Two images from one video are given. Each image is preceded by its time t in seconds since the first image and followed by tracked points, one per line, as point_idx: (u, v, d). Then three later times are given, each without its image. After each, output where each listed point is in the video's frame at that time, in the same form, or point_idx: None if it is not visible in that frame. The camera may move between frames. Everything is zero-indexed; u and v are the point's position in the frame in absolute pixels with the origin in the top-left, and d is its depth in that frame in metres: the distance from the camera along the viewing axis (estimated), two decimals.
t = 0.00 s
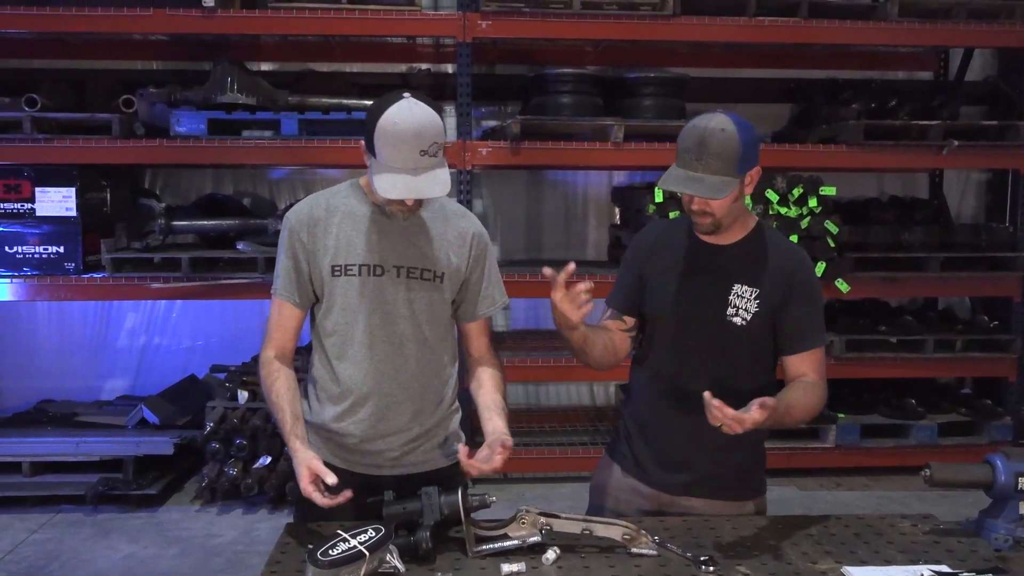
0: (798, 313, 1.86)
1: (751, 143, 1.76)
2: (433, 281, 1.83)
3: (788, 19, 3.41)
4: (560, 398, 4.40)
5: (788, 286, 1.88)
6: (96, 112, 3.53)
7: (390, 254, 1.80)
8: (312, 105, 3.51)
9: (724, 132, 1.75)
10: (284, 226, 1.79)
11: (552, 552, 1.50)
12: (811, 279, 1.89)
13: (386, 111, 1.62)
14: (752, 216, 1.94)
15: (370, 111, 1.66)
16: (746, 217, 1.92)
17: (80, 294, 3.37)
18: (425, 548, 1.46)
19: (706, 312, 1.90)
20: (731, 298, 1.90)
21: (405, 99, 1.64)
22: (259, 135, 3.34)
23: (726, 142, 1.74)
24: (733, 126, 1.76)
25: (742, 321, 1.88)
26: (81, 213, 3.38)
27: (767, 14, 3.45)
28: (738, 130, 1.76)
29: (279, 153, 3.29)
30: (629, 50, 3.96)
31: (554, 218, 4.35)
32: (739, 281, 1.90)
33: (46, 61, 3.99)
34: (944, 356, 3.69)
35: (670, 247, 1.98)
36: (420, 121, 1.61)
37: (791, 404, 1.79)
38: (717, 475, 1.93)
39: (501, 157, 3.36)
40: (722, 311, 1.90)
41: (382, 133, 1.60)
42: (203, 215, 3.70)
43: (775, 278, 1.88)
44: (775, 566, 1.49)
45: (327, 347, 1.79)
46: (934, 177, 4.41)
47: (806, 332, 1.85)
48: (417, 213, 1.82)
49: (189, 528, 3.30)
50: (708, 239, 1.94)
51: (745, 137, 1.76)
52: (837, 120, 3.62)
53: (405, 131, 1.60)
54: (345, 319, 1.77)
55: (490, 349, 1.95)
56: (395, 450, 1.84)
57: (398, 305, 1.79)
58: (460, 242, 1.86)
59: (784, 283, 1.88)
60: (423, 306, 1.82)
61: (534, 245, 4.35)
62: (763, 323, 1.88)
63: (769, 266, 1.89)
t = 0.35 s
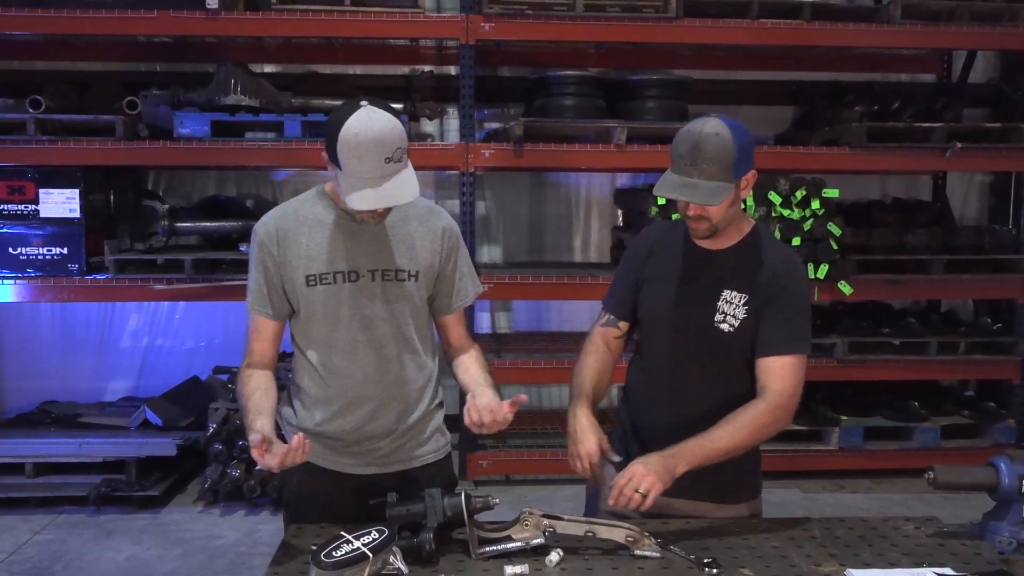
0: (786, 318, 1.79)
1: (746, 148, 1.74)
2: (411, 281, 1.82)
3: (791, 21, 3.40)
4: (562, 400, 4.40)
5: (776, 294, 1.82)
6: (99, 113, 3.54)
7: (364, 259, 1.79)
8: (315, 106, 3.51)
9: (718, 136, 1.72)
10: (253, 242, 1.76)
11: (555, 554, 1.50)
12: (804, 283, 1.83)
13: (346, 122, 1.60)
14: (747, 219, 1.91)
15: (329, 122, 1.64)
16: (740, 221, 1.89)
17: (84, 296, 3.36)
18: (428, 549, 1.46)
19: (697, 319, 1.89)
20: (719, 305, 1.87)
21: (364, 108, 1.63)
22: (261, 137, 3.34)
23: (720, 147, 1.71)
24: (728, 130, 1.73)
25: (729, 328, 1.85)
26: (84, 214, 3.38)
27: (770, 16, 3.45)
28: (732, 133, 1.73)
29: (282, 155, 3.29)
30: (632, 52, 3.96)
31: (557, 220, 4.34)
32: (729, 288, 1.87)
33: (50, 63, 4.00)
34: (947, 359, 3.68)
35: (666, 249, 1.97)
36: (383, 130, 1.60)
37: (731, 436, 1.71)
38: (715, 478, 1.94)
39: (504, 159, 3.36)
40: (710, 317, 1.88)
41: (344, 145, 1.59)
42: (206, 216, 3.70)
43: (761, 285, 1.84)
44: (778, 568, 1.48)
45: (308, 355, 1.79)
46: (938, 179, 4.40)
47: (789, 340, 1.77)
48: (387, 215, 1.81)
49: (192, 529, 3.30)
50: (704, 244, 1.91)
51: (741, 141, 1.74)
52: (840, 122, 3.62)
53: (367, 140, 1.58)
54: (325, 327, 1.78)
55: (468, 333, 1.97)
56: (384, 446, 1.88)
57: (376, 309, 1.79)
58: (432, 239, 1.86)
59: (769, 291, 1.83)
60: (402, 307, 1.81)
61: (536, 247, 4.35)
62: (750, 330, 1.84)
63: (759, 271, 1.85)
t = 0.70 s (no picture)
0: (744, 311, 1.78)
1: (689, 144, 1.73)
2: (404, 281, 1.83)
3: (795, 22, 3.40)
4: (567, 401, 4.40)
5: (737, 288, 1.81)
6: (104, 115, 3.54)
7: (357, 261, 1.79)
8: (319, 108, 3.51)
9: (658, 134, 1.72)
10: (244, 251, 1.73)
11: (560, 555, 1.49)
12: (763, 275, 1.82)
13: (331, 120, 1.61)
14: (703, 217, 1.90)
15: (312, 122, 1.64)
16: (696, 218, 1.89)
17: (90, 297, 3.36)
18: (434, 550, 1.47)
19: (657, 318, 1.89)
20: (680, 303, 1.86)
21: (345, 105, 1.64)
22: (266, 139, 3.35)
23: (660, 145, 1.71)
24: (668, 128, 1.73)
25: (691, 325, 1.85)
26: (90, 216, 3.39)
27: (774, 16, 3.45)
28: (672, 130, 1.73)
29: (287, 157, 3.30)
30: (636, 53, 3.96)
31: (561, 221, 4.34)
32: (688, 286, 1.86)
33: (55, 65, 4.01)
34: (953, 359, 3.67)
35: (622, 250, 1.97)
36: (367, 124, 1.62)
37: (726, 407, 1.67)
38: (693, 481, 1.91)
39: (508, 160, 3.35)
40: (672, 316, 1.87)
41: (331, 141, 1.59)
42: (210, 218, 3.71)
43: (719, 280, 1.83)
44: (784, 569, 1.48)
45: (302, 360, 1.77)
46: (943, 180, 4.39)
47: (753, 333, 1.76)
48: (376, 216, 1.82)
49: (198, 530, 3.30)
50: (660, 244, 1.91)
51: (681, 137, 1.73)
52: (844, 122, 3.61)
53: (353, 135, 1.59)
54: (321, 331, 1.77)
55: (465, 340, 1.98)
56: (381, 450, 1.86)
57: (372, 310, 1.79)
58: (421, 239, 1.87)
59: (726, 286, 1.82)
60: (398, 308, 1.82)
61: (541, 249, 4.36)
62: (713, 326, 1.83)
63: (714, 267, 1.85)
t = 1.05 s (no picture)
0: (730, 295, 1.86)
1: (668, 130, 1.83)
2: (433, 281, 1.83)
3: (806, 21, 3.39)
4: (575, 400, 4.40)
5: (717, 273, 1.88)
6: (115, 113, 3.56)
7: (388, 259, 1.78)
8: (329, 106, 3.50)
9: (647, 112, 1.80)
10: (276, 242, 1.71)
11: (569, 553, 1.49)
12: (739, 259, 1.90)
13: (373, 110, 1.60)
14: (670, 211, 1.95)
15: (353, 112, 1.63)
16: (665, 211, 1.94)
17: (100, 294, 3.37)
18: (443, 548, 1.46)
19: (640, 313, 1.90)
20: (663, 296, 1.89)
21: (388, 97, 1.63)
22: (276, 137, 3.35)
23: (652, 121, 1.79)
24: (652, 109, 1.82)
25: (678, 315, 1.87)
26: (100, 213, 3.40)
27: (785, 15, 3.44)
28: (654, 112, 1.83)
29: (297, 154, 3.30)
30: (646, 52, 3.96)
31: (570, 220, 4.34)
32: (668, 278, 1.89)
33: (66, 62, 4.02)
34: (964, 360, 3.66)
35: (585, 252, 1.97)
36: (410, 117, 1.61)
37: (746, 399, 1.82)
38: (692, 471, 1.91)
39: (518, 158, 3.35)
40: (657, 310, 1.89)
41: (373, 132, 1.58)
42: (220, 215, 3.72)
43: (700, 268, 1.88)
44: (794, 569, 1.48)
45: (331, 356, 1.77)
46: (954, 179, 4.37)
47: (743, 314, 1.85)
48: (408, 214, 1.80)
49: (207, 526, 3.31)
50: (628, 237, 1.94)
51: (662, 120, 1.83)
52: (855, 122, 3.60)
53: (396, 127, 1.58)
54: (350, 328, 1.76)
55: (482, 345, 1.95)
56: (403, 451, 1.88)
57: (400, 309, 1.79)
58: (451, 238, 1.86)
59: (708, 273, 1.88)
60: (425, 307, 1.82)
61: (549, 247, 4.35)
62: (700, 314, 1.88)
63: (693, 256, 1.89)
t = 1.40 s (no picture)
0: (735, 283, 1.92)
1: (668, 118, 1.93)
2: (458, 276, 1.82)
3: (812, 15, 3.38)
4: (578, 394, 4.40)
5: (718, 261, 1.92)
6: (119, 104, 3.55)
7: (413, 254, 1.78)
8: (334, 98, 3.51)
9: (649, 101, 1.89)
10: (301, 234, 1.71)
11: (573, 547, 1.50)
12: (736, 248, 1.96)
13: (403, 104, 1.60)
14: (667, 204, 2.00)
15: (383, 104, 1.64)
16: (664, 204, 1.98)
17: (104, 286, 3.37)
18: (446, 541, 1.47)
19: (646, 303, 1.92)
20: (669, 285, 1.92)
21: (418, 91, 1.63)
22: (280, 129, 3.35)
23: (655, 108, 1.88)
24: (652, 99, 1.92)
25: (685, 304, 1.91)
26: (104, 205, 3.40)
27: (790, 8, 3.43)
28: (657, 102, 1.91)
29: (302, 146, 3.30)
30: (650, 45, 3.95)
31: (574, 212, 4.33)
32: (673, 268, 1.92)
33: (70, 53, 4.02)
34: (967, 355, 3.66)
35: (586, 246, 1.97)
36: (439, 113, 1.60)
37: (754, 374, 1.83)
38: (695, 459, 1.93)
39: (523, 151, 3.35)
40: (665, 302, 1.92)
41: (401, 126, 1.58)
42: (224, 207, 3.72)
43: (703, 257, 1.92)
44: (797, 564, 1.48)
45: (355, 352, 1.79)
46: (959, 174, 4.36)
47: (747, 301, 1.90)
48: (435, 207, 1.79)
49: (210, 518, 3.32)
50: (626, 228, 1.95)
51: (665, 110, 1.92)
52: (861, 116, 3.59)
53: (424, 122, 1.58)
54: (373, 323, 1.77)
55: (510, 341, 1.88)
56: (425, 447, 1.88)
57: (424, 305, 1.80)
58: (477, 234, 1.85)
59: (711, 261, 1.92)
60: (450, 302, 1.82)
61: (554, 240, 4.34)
62: (705, 302, 1.92)
63: (697, 246, 1.93)
